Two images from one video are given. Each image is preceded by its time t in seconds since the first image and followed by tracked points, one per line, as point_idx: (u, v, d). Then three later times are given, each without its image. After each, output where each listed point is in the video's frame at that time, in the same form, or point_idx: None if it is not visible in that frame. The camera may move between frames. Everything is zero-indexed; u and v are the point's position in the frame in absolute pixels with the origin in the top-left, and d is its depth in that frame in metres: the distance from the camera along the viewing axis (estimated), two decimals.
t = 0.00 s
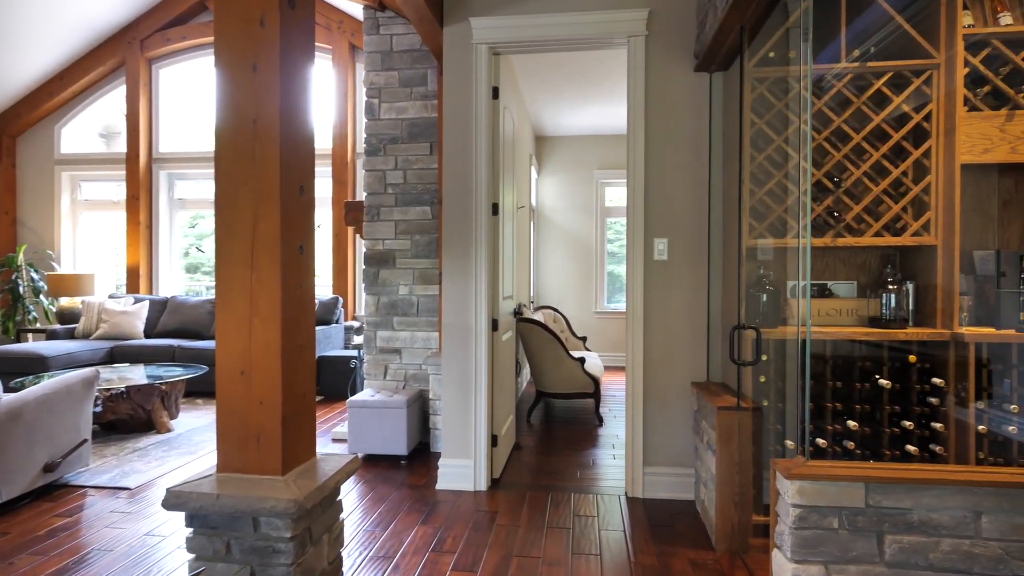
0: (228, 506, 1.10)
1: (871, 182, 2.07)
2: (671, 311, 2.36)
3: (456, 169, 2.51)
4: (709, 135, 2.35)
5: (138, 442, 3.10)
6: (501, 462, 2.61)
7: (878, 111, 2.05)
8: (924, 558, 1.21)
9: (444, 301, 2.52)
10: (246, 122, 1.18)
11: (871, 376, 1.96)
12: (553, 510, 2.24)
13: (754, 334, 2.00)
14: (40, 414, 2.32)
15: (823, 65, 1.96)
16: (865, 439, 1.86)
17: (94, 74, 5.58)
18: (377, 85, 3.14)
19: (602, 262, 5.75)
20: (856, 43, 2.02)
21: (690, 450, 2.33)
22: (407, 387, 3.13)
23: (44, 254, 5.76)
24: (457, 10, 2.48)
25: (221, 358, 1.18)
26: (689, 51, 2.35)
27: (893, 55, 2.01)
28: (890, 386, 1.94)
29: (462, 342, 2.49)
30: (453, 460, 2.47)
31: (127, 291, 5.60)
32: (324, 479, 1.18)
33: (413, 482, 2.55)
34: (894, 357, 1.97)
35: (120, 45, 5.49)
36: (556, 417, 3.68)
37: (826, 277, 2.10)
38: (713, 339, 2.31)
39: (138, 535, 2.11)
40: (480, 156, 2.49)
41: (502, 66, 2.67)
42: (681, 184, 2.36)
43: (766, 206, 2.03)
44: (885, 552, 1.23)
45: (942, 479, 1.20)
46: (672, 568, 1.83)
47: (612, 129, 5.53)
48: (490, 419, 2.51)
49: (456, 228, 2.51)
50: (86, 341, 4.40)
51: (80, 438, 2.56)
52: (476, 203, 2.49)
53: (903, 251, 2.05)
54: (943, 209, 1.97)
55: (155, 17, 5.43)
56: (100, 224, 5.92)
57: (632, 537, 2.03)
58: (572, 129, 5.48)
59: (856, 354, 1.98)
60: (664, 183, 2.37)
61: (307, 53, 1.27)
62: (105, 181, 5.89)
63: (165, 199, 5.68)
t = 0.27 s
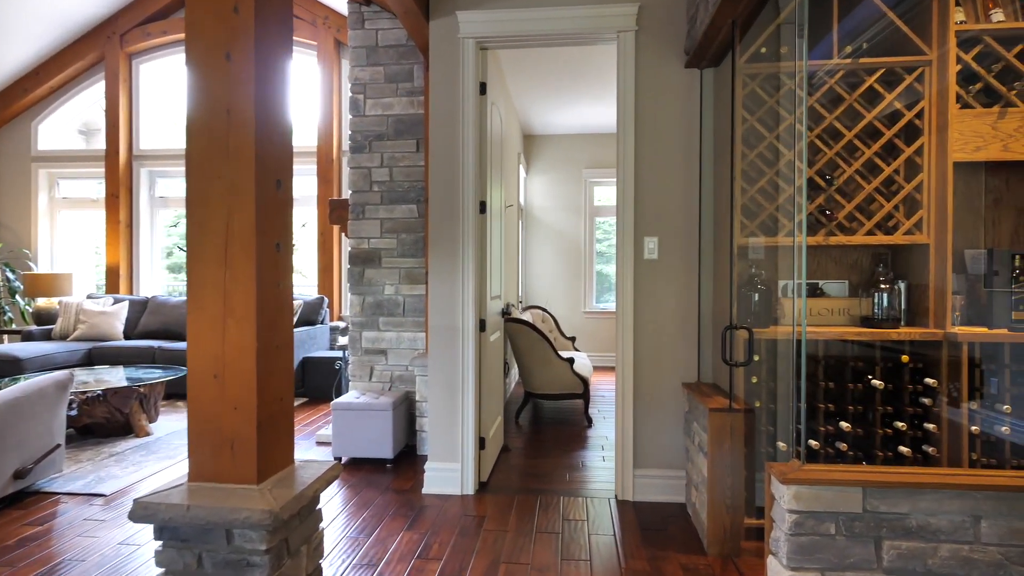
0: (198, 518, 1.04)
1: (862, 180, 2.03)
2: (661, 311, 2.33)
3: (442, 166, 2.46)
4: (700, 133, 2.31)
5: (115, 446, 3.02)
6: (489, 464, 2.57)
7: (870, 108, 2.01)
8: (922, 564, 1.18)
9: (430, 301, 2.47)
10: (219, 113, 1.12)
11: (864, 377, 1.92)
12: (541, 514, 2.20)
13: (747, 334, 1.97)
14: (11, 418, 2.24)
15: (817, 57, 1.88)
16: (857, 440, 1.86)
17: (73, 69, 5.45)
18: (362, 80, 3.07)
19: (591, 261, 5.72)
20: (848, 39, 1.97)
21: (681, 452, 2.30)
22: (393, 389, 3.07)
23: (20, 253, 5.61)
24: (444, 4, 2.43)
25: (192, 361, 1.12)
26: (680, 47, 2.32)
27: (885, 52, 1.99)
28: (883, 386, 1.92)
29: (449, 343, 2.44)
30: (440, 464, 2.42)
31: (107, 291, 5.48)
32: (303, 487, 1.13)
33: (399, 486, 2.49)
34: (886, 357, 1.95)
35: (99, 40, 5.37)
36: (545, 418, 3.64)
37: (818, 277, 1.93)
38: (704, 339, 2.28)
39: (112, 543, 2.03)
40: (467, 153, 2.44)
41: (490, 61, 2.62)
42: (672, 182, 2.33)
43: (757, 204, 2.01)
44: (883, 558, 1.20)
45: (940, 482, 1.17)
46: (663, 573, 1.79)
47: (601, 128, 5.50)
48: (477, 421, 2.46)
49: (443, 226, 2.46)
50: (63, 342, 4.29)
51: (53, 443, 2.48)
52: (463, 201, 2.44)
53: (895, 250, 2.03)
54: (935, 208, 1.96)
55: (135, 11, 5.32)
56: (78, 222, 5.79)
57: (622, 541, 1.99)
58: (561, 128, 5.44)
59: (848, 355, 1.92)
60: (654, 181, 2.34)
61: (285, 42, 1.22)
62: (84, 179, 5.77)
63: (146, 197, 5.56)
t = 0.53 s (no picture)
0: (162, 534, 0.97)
1: (858, 177, 2.00)
2: (653, 311, 2.28)
3: (429, 163, 2.40)
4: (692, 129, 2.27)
5: (91, 451, 2.92)
6: (477, 468, 2.51)
7: (865, 104, 1.97)
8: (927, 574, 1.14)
9: (417, 301, 2.40)
10: (186, 101, 1.05)
11: (859, 378, 1.89)
12: (531, 520, 2.14)
13: (741, 334, 1.93)
14: None
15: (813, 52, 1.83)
16: (853, 442, 1.83)
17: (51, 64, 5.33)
18: (348, 75, 3.00)
19: (582, 261, 5.68)
20: (845, 32, 1.94)
21: (674, 455, 2.25)
22: (379, 391, 2.99)
23: None
24: None
25: (157, 365, 1.05)
26: (672, 42, 2.27)
27: (881, 47, 1.95)
28: (880, 388, 1.88)
29: (436, 344, 2.38)
30: (427, 469, 2.36)
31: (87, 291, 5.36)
32: (277, 499, 1.06)
33: (385, 492, 2.42)
34: (883, 358, 1.91)
35: (79, 34, 5.25)
36: (535, 420, 3.58)
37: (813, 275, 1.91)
38: (697, 339, 2.23)
39: (83, 554, 1.94)
40: (455, 149, 2.37)
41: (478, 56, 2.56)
42: (664, 180, 2.28)
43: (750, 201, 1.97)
44: (886, 569, 1.15)
45: (945, 489, 1.13)
46: None
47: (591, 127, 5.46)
48: (465, 424, 2.40)
49: (429, 224, 2.40)
50: (40, 344, 4.18)
51: (24, 450, 2.39)
52: (450, 199, 2.38)
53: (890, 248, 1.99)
54: (932, 206, 1.92)
55: (116, 5, 5.20)
56: (58, 221, 5.65)
57: (614, 547, 1.94)
58: (551, 126, 5.39)
59: (845, 355, 1.89)
60: (646, 178, 2.29)
61: (259, 26, 1.14)
62: (64, 176, 5.64)
63: (128, 195, 5.44)
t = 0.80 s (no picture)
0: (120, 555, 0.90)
1: (856, 175, 1.95)
2: (646, 312, 2.22)
3: (416, 160, 2.33)
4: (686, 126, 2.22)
5: (67, 458, 2.82)
6: (466, 473, 2.44)
7: (864, 99, 1.92)
8: None
9: (403, 303, 2.33)
10: (150, 88, 0.97)
11: (859, 382, 1.85)
12: (522, 528, 2.08)
13: (738, 336, 1.88)
14: None
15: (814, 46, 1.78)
16: (852, 447, 1.81)
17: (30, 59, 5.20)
18: (333, 70, 2.92)
19: (573, 261, 5.62)
20: (842, 28, 1.88)
21: (667, 460, 2.20)
22: (366, 394, 2.92)
23: None
24: None
25: (117, 373, 0.97)
26: (665, 36, 2.22)
27: (880, 41, 1.91)
28: (879, 391, 1.85)
29: (424, 346, 2.31)
30: (414, 475, 2.29)
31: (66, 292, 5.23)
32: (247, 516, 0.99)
33: (370, 499, 2.35)
34: (881, 360, 1.86)
35: (58, 28, 5.12)
36: (526, 423, 3.52)
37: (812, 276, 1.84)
38: (691, 342, 2.18)
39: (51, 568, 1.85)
40: (443, 145, 2.31)
41: (467, 50, 2.50)
42: (657, 178, 2.22)
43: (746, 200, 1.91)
44: None
45: (954, 500, 1.08)
46: None
47: (583, 126, 5.41)
48: (453, 429, 2.33)
49: (416, 223, 2.33)
50: (16, 346, 4.06)
51: None
52: (438, 197, 2.31)
53: (889, 247, 1.95)
54: (931, 205, 1.88)
55: None
56: (37, 220, 5.52)
57: (607, 556, 1.88)
58: (542, 125, 5.33)
59: (842, 358, 1.84)
60: (639, 175, 2.23)
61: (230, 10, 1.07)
62: (43, 174, 5.50)
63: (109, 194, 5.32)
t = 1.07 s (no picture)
0: None
1: (856, 173, 1.94)
2: (641, 313, 2.16)
3: (404, 156, 2.26)
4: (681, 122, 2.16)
5: (43, 463, 2.73)
6: (456, 479, 2.37)
7: (863, 95, 1.91)
8: None
9: (391, 304, 2.26)
10: (109, 73, 0.90)
11: (858, 383, 1.81)
12: (513, 535, 2.02)
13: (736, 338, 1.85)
14: None
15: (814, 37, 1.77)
16: (851, 451, 1.78)
17: (9, 53, 5.08)
18: (319, 64, 2.84)
19: (565, 261, 5.57)
20: (842, 20, 1.86)
21: (662, 465, 2.14)
22: (354, 397, 2.84)
23: None
24: None
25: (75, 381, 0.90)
26: (659, 29, 2.16)
27: (879, 35, 1.88)
28: (880, 395, 1.80)
29: (412, 348, 2.24)
30: (402, 481, 2.22)
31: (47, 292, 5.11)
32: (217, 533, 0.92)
33: (357, 506, 2.27)
34: (882, 362, 1.83)
35: (39, 22, 5.00)
36: (517, 425, 3.46)
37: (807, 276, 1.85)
38: (687, 343, 2.13)
39: None
40: (432, 141, 2.24)
41: (456, 43, 2.44)
42: (653, 175, 2.17)
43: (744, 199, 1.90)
44: None
45: (965, 510, 1.03)
46: None
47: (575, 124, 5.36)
48: (443, 433, 2.27)
49: (404, 221, 2.26)
50: None
51: None
52: (427, 194, 2.24)
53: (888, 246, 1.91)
54: (932, 205, 1.82)
55: None
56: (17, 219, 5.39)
57: (601, 564, 1.82)
58: (534, 123, 5.27)
59: (842, 358, 1.83)
60: (633, 173, 2.17)
61: None
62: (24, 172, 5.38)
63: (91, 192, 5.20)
